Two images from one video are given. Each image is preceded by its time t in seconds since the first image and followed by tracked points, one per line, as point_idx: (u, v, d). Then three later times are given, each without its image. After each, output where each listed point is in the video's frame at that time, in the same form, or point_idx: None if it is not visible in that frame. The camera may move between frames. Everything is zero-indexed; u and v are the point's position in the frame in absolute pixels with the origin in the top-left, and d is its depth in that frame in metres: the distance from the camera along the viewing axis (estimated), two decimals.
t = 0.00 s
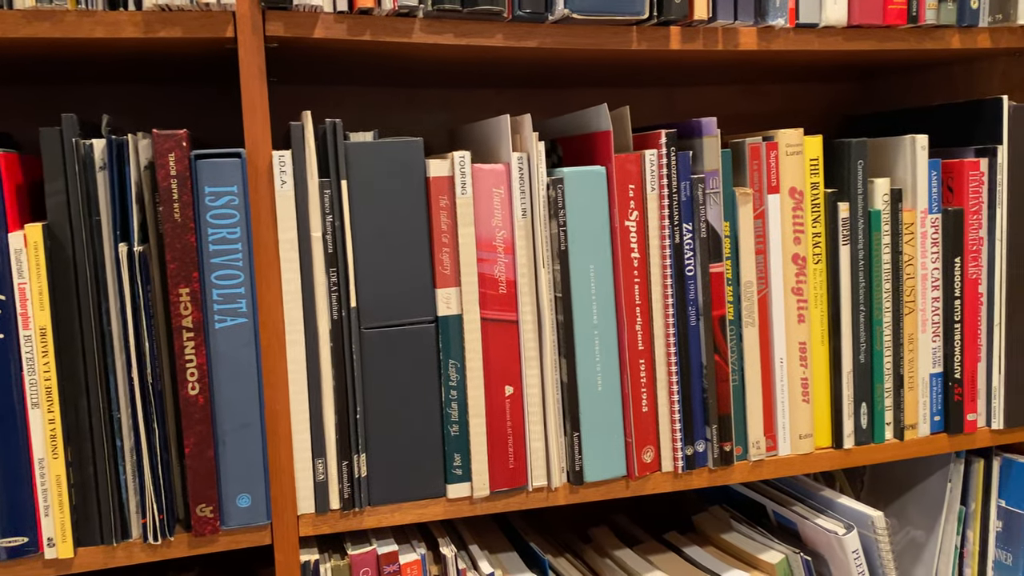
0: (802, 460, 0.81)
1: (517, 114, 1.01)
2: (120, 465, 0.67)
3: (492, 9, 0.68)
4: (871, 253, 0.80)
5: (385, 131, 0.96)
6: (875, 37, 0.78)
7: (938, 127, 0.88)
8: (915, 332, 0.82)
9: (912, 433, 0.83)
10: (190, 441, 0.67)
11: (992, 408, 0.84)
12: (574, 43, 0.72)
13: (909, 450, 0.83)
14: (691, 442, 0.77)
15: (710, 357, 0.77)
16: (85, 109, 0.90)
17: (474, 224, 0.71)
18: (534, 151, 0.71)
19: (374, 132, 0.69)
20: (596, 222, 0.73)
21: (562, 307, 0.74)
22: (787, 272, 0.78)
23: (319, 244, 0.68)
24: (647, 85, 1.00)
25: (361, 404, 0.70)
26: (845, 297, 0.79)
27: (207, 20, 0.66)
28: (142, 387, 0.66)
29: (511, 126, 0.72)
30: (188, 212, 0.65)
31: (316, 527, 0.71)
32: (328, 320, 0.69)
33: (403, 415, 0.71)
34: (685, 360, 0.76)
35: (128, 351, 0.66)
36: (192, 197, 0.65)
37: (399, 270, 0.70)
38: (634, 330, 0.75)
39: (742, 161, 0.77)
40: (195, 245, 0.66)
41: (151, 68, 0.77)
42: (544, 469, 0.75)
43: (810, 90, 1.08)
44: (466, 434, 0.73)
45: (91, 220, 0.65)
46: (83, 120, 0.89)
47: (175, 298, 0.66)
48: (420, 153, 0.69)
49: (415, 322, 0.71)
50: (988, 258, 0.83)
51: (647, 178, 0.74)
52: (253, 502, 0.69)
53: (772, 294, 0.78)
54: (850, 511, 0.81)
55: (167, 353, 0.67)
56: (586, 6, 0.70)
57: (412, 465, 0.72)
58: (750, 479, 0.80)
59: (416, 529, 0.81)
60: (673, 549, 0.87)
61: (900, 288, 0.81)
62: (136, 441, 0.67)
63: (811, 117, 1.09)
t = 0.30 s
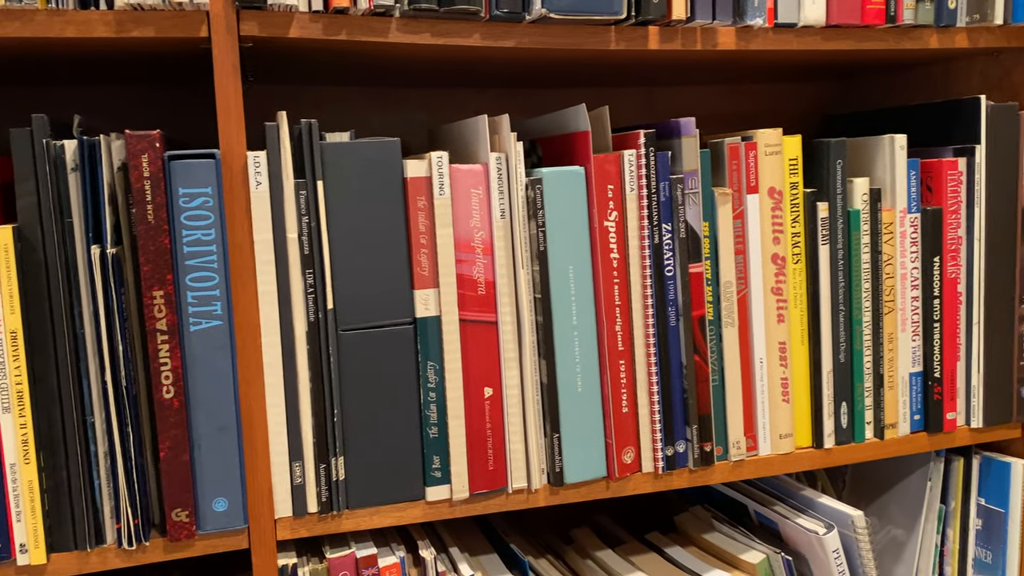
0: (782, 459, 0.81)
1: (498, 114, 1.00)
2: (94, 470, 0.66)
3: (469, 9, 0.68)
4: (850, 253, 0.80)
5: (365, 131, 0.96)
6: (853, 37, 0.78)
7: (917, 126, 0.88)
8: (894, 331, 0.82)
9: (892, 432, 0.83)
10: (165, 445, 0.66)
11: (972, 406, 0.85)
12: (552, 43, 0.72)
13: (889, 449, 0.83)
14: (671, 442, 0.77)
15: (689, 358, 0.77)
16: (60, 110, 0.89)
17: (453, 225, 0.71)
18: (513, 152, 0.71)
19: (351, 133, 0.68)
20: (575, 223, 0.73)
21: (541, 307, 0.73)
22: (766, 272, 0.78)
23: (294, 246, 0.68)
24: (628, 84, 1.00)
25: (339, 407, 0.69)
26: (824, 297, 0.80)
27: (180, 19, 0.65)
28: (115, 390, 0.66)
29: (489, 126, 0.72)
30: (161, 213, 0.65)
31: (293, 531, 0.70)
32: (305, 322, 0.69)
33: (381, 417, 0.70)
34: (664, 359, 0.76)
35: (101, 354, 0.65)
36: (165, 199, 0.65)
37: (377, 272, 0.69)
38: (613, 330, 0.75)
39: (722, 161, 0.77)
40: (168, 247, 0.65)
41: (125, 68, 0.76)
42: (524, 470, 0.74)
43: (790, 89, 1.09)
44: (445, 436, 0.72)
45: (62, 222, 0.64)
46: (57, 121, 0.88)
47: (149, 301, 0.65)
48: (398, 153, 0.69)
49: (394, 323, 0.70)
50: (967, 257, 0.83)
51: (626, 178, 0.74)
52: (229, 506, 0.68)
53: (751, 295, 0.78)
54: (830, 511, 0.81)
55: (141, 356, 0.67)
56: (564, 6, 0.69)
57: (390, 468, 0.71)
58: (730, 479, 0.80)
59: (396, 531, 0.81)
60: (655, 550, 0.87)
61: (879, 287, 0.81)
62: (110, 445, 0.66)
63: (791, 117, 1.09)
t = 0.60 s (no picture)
0: (765, 460, 0.81)
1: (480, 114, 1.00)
2: (71, 475, 0.66)
3: (448, 9, 0.68)
4: (831, 253, 0.80)
5: (347, 131, 0.96)
6: (834, 37, 0.78)
7: (898, 126, 0.88)
8: (876, 331, 0.82)
9: (874, 431, 0.83)
10: (143, 449, 0.66)
11: (953, 405, 0.85)
12: (533, 44, 0.72)
13: (872, 448, 0.84)
14: (653, 443, 0.77)
15: (671, 358, 0.77)
16: (38, 111, 0.88)
17: (433, 226, 0.70)
18: (493, 153, 0.70)
19: (330, 134, 0.68)
20: (556, 224, 0.73)
21: (523, 309, 0.73)
22: (748, 272, 0.78)
23: (273, 249, 0.67)
24: (610, 85, 1.00)
25: (319, 410, 0.69)
26: (806, 297, 0.80)
27: (156, 20, 0.64)
28: (92, 395, 0.65)
29: (470, 127, 0.71)
30: (138, 216, 0.64)
31: (274, 535, 0.70)
32: (284, 325, 0.68)
33: (362, 421, 0.70)
34: (646, 359, 0.76)
35: (77, 358, 0.65)
36: (142, 201, 0.64)
37: (357, 274, 0.69)
38: (596, 331, 0.75)
39: (703, 161, 0.77)
40: (146, 250, 0.65)
41: (102, 69, 0.76)
42: (506, 473, 0.74)
43: (772, 89, 1.09)
44: (427, 439, 0.72)
45: (37, 225, 0.64)
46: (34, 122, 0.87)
47: (126, 304, 0.65)
48: (377, 154, 0.68)
49: (374, 326, 0.70)
50: (947, 257, 0.83)
51: (608, 179, 0.74)
52: (209, 511, 0.68)
53: (733, 295, 0.78)
54: (813, 511, 0.81)
55: (118, 360, 0.66)
56: (544, 6, 0.69)
57: (371, 471, 0.71)
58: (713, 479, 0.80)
59: (378, 535, 0.80)
60: (639, 550, 0.87)
61: (861, 288, 0.81)
62: (87, 450, 0.66)
63: (773, 117, 1.10)
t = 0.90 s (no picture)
0: (745, 459, 0.81)
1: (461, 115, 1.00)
2: (46, 480, 0.65)
3: (425, 11, 0.68)
4: (810, 252, 0.80)
5: (327, 132, 0.95)
6: (811, 38, 0.79)
7: (876, 126, 0.89)
8: (855, 331, 0.82)
9: (854, 430, 0.84)
10: (118, 454, 0.65)
11: (932, 404, 0.86)
12: (510, 45, 0.72)
13: (852, 447, 0.84)
14: (633, 443, 0.77)
15: (651, 359, 0.77)
16: (13, 113, 0.88)
17: (411, 228, 0.70)
18: (471, 153, 0.70)
19: (307, 135, 0.68)
20: (535, 226, 0.73)
21: (502, 310, 0.73)
22: (727, 272, 0.79)
23: (249, 251, 0.67)
24: (591, 85, 1.01)
25: (297, 413, 0.69)
26: (784, 297, 0.80)
27: (129, 21, 0.64)
28: (66, 399, 0.65)
29: (447, 128, 0.71)
30: (112, 218, 0.64)
31: (252, 539, 0.70)
32: (261, 327, 0.68)
33: (341, 424, 0.70)
34: (626, 359, 0.76)
35: (51, 362, 0.64)
36: (116, 203, 0.64)
37: (334, 277, 0.68)
38: (575, 333, 0.75)
39: (681, 162, 0.77)
40: (120, 252, 0.64)
41: (77, 70, 0.75)
42: (486, 474, 0.74)
43: (753, 90, 1.10)
44: (406, 441, 0.72)
45: (10, 228, 0.63)
46: (8, 124, 0.87)
47: (101, 307, 0.64)
48: (354, 156, 0.68)
49: (352, 328, 0.69)
50: (925, 257, 0.84)
51: (587, 180, 0.74)
52: (186, 515, 0.67)
53: (712, 295, 0.78)
54: (793, 509, 0.81)
55: (93, 364, 0.66)
56: (521, 7, 0.69)
57: (350, 474, 0.71)
58: (694, 479, 0.81)
59: (358, 537, 0.80)
60: (621, 550, 0.87)
61: (839, 287, 0.81)
62: (62, 455, 0.65)
63: (754, 118, 1.10)
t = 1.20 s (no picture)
0: (727, 461, 0.81)
1: (443, 117, 1.00)
2: (20, 488, 0.64)
3: (402, 13, 0.67)
4: (790, 254, 0.80)
5: (308, 134, 0.95)
6: (791, 40, 0.79)
7: (856, 128, 0.89)
8: (836, 332, 0.83)
9: (835, 432, 0.84)
10: (94, 461, 0.65)
11: (913, 405, 0.86)
12: (489, 47, 0.72)
13: (833, 448, 0.84)
14: (615, 446, 0.77)
15: (632, 362, 0.77)
16: None
17: (390, 231, 0.70)
18: (450, 157, 0.70)
19: (283, 139, 0.67)
20: (514, 229, 0.72)
21: (483, 314, 0.73)
22: (708, 275, 0.79)
23: (226, 255, 0.66)
24: (573, 87, 1.01)
25: (275, 418, 0.68)
26: (766, 300, 0.80)
27: (103, 24, 0.63)
28: (41, 408, 0.64)
29: (426, 131, 0.71)
30: (86, 223, 0.63)
31: (231, 545, 0.69)
32: (239, 333, 0.67)
33: (320, 429, 0.69)
34: (608, 363, 0.76)
35: (24, 369, 0.64)
36: (91, 208, 0.63)
37: (313, 281, 0.68)
38: (556, 336, 0.74)
39: (662, 165, 0.77)
40: (95, 258, 0.64)
41: (52, 73, 0.75)
42: (467, 479, 0.74)
43: (735, 91, 1.10)
44: (385, 446, 0.71)
45: None
46: None
47: (75, 314, 0.63)
48: (331, 159, 0.67)
49: (331, 333, 0.69)
50: (906, 258, 0.84)
51: (567, 183, 0.74)
52: (163, 522, 0.67)
53: (694, 298, 0.78)
54: (775, 512, 0.81)
55: (68, 371, 0.65)
56: (499, 10, 0.69)
57: (330, 480, 0.70)
58: (676, 482, 0.81)
59: (339, 543, 0.80)
60: (604, 553, 0.87)
61: (820, 289, 0.81)
62: (36, 463, 0.64)
63: (736, 119, 1.11)
